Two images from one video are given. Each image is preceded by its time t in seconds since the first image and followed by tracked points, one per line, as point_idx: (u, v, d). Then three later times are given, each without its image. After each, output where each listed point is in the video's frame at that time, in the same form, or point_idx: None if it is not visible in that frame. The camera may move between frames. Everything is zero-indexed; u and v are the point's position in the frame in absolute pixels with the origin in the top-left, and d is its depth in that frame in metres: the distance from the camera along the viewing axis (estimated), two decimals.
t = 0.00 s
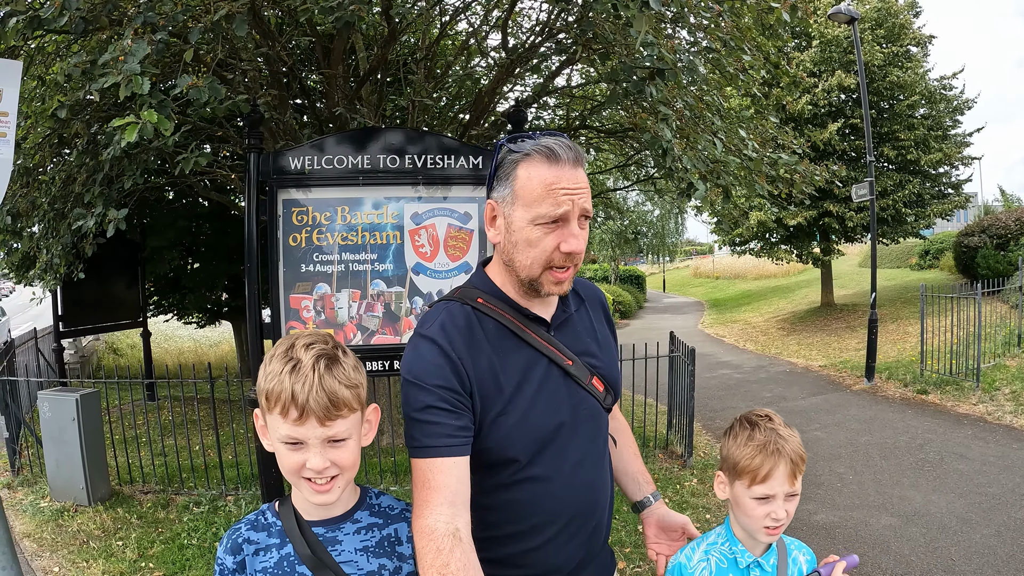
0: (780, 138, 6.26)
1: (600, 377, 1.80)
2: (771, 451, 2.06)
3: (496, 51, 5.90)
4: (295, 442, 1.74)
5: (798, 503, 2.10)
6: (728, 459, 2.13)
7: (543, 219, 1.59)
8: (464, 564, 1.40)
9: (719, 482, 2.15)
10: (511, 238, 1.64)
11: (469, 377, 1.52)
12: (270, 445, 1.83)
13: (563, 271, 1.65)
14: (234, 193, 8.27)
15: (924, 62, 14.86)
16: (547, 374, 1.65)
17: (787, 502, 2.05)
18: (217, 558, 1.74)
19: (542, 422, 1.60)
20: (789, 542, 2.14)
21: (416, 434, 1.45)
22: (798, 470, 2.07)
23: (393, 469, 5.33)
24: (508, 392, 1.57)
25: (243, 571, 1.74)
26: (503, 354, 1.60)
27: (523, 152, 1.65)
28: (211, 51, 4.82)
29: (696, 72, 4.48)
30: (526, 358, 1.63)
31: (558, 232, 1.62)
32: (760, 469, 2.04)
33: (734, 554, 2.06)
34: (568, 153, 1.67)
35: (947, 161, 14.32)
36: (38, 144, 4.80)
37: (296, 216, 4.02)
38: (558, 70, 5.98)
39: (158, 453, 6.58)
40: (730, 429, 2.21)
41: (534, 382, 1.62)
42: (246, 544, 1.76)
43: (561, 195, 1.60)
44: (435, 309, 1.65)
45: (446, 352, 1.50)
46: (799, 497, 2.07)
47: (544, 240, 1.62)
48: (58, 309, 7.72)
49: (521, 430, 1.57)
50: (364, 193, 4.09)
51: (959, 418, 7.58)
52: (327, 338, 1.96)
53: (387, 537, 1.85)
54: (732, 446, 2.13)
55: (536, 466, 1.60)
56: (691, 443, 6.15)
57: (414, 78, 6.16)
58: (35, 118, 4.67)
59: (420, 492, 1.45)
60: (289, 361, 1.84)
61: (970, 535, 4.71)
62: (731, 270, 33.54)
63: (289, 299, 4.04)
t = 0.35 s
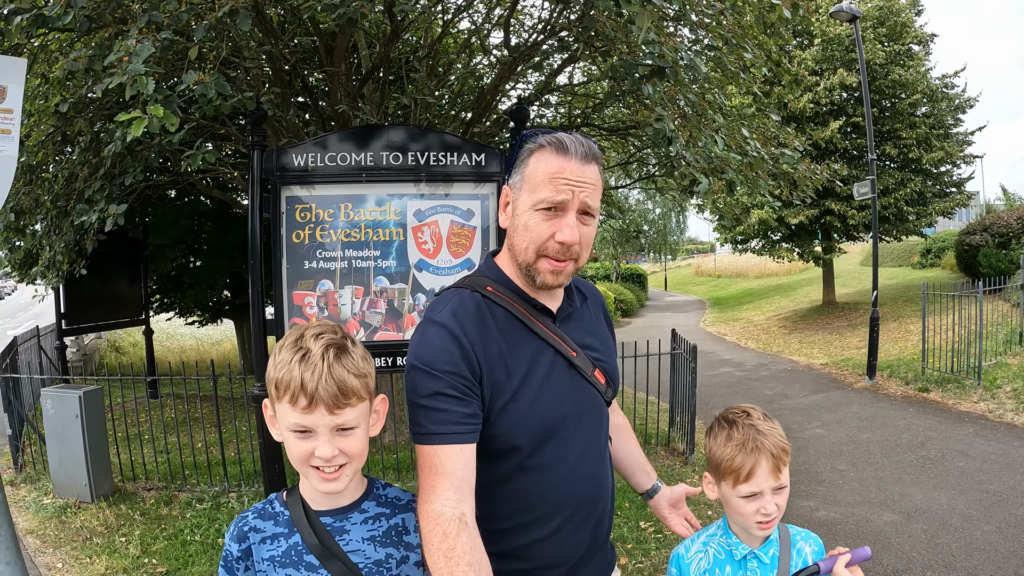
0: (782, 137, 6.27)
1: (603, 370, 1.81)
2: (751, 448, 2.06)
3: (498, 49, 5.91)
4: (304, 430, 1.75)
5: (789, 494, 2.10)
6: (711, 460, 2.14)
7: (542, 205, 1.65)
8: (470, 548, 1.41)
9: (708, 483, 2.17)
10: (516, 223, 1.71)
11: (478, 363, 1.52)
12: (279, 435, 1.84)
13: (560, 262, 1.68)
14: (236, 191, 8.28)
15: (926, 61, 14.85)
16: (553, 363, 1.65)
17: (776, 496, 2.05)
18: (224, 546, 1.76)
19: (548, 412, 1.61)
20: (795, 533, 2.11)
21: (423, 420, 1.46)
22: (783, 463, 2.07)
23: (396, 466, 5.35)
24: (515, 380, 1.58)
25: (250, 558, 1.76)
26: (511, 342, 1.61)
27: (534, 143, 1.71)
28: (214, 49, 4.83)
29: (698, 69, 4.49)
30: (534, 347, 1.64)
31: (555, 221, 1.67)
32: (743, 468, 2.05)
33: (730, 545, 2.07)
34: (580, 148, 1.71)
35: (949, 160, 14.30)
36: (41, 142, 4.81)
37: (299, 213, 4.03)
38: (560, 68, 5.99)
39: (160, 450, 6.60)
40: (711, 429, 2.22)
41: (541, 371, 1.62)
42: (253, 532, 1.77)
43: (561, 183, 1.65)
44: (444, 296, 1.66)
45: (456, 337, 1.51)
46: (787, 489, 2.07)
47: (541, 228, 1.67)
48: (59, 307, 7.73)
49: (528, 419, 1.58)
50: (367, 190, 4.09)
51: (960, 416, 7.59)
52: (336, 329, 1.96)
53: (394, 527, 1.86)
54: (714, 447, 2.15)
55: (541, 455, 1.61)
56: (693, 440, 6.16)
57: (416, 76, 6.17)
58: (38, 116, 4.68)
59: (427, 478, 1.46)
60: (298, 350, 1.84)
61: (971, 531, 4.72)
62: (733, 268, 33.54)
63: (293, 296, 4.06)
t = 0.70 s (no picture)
0: (783, 135, 6.29)
1: (605, 364, 1.81)
2: (782, 434, 2.07)
3: (500, 46, 5.92)
4: (314, 407, 1.77)
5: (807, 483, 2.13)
6: (738, 447, 2.12)
7: (532, 201, 1.66)
8: (476, 538, 1.42)
9: (729, 470, 2.14)
10: (511, 220, 1.74)
11: (481, 354, 1.53)
12: (286, 419, 1.84)
13: (555, 256, 1.68)
14: (237, 189, 8.29)
15: (928, 59, 14.83)
16: (555, 355, 1.66)
17: (800, 482, 2.07)
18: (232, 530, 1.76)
19: (550, 403, 1.61)
20: (802, 523, 2.11)
21: (427, 409, 1.46)
22: (808, 449, 2.10)
23: (398, 463, 5.36)
24: (517, 371, 1.58)
25: (257, 544, 1.76)
26: (513, 334, 1.61)
27: (524, 139, 1.71)
28: (216, 46, 4.84)
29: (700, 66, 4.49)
30: (536, 339, 1.64)
31: (546, 216, 1.67)
32: (775, 452, 2.05)
33: (741, 536, 2.07)
34: (569, 139, 1.68)
35: (950, 159, 14.28)
36: (43, 140, 4.81)
37: (302, 210, 4.04)
38: (562, 66, 6.00)
39: (162, 447, 6.61)
40: (733, 417, 2.21)
41: (543, 363, 1.63)
42: (259, 516, 1.77)
43: (549, 179, 1.65)
44: (446, 288, 1.66)
45: (458, 327, 1.51)
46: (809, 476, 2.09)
47: (533, 223, 1.68)
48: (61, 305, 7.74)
49: (530, 410, 1.58)
50: (369, 186, 4.09)
51: (962, 414, 7.59)
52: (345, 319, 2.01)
53: (396, 518, 1.86)
54: (741, 434, 2.12)
55: (543, 447, 1.61)
56: (694, 438, 6.17)
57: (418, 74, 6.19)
58: (40, 113, 4.69)
59: (432, 467, 1.46)
60: (310, 332, 1.88)
61: (971, 528, 4.72)
62: (734, 267, 33.55)
63: (295, 293, 4.07)
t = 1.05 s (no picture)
0: (785, 136, 6.29)
1: (607, 367, 1.81)
2: (808, 438, 2.04)
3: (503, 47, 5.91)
4: (316, 409, 1.76)
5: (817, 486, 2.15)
6: (762, 452, 2.06)
7: (526, 204, 1.66)
8: (479, 543, 1.41)
9: (748, 476, 2.07)
10: (508, 224, 1.73)
11: (482, 359, 1.52)
12: (287, 421, 1.83)
13: (554, 258, 1.67)
14: (239, 189, 8.29)
15: (930, 59, 14.80)
16: (557, 359, 1.65)
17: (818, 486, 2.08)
18: (234, 532, 1.75)
19: (553, 407, 1.61)
20: (806, 525, 2.11)
21: (428, 416, 1.46)
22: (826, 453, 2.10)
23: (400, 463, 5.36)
24: (519, 376, 1.57)
25: (260, 545, 1.75)
26: (514, 338, 1.61)
27: (516, 143, 1.71)
28: (218, 46, 4.83)
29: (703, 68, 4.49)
30: (537, 343, 1.63)
31: (541, 218, 1.66)
32: (803, 458, 2.02)
33: (748, 540, 2.06)
34: (560, 140, 1.67)
35: (953, 159, 14.25)
36: (44, 140, 4.81)
37: (303, 210, 4.03)
38: (565, 66, 5.99)
39: (164, 448, 6.60)
40: (752, 421, 2.15)
41: (544, 368, 1.62)
42: (262, 518, 1.76)
43: (542, 180, 1.64)
44: (446, 293, 1.66)
45: (459, 333, 1.50)
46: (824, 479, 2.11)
47: (529, 226, 1.68)
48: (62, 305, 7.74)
49: (532, 414, 1.58)
50: (371, 187, 4.08)
51: (964, 415, 7.58)
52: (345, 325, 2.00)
53: (397, 521, 1.85)
54: (765, 440, 2.07)
55: (546, 451, 1.60)
56: (697, 439, 6.16)
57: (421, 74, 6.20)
58: (42, 114, 4.70)
59: (434, 473, 1.45)
60: (311, 335, 1.87)
61: (975, 530, 4.71)
62: (737, 266, 33.52)
63: (297, 294, 4.07)
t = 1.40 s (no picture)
0: (791, 136, 6.28)
1: (615, 364, 1.79)
2: (823, 440, 2.04)
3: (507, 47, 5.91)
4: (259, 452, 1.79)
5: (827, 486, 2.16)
6: (778, 453, 2.05)
7: (519, 205, 1.63)
8: (488, 547, 1.37)
9: (763, 478, 2.06)
10: (503, 225, 1.71)
11: (485, 361, 1.50)
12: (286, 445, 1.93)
13: (552, 257, 1.65)
14: (244, 191, 8.29)
15: (934, 58, 14.75)
16: (563, 358, 1.63)
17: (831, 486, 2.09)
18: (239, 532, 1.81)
19: (560, 407, 1.59)
20: (810, 530, 2.11)
21: (433, 420, 1.44)
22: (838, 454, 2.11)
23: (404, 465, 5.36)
24: (525, 377, 1.56)
25: (259, 547, 1.79)
26: (518, 338, 1.59)
27: (504, 144, 1.69)
28: (222, 47, 4.83)
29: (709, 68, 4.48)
30: (542, 343, 1.62)
31: (536, 218, 1.64)
32: (819, 459, 2.02)
33: (758, 543, 2.03)
34: (549, 137, 1.65)
35: (957, 158, 14.20)
36: (47, 141, 4.81)
37: (308, 212, 4.02)
38: (569, 66, 5.98)
39: (169, 450, 6.60)
40: (767, 422, 2.14)
41: (551, 368, 1.60)
42: (262, 522, 1.80)
43: (534, 179, 1.61)
44: (449, 296, 1.64)
45: (461, 337, 1.49)
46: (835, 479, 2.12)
47: (525, 226, 1.66)
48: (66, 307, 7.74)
49: (538, 414, 1.56)
50: (375, 187, 4.08)
51: (970, 415, 7.54)
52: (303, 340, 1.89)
53: (401, 531, 1.82)
54: (781, 441, 2.05)
55: (554, 452, 1.59)
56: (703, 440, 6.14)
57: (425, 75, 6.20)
58: (45, 116, 4.71)
59: (441, 477, 1.43)
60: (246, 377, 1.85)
61: (982, 531, 4.68)
62: (742, 267, 33.46)
63: (301, 295, 4.06)
